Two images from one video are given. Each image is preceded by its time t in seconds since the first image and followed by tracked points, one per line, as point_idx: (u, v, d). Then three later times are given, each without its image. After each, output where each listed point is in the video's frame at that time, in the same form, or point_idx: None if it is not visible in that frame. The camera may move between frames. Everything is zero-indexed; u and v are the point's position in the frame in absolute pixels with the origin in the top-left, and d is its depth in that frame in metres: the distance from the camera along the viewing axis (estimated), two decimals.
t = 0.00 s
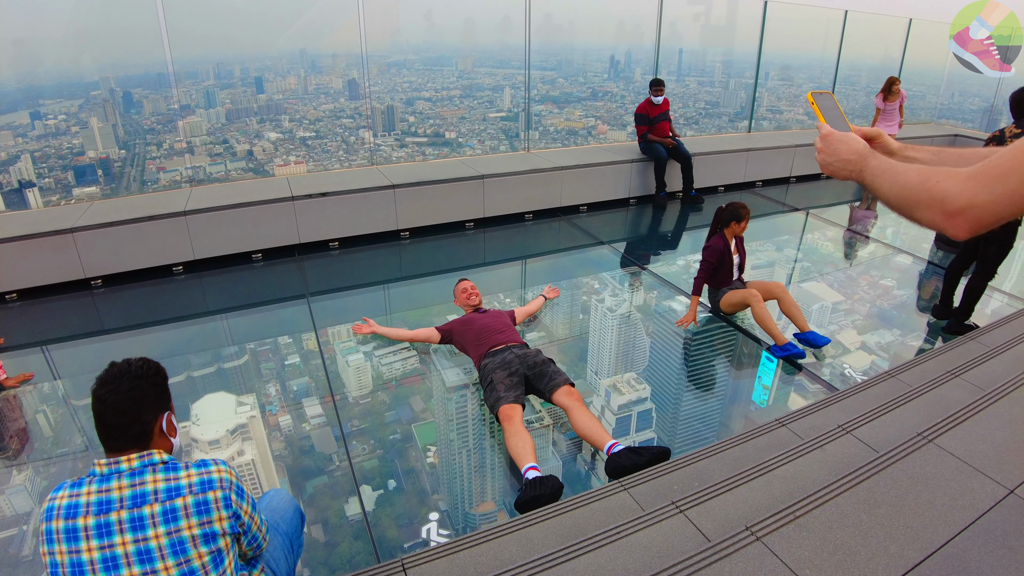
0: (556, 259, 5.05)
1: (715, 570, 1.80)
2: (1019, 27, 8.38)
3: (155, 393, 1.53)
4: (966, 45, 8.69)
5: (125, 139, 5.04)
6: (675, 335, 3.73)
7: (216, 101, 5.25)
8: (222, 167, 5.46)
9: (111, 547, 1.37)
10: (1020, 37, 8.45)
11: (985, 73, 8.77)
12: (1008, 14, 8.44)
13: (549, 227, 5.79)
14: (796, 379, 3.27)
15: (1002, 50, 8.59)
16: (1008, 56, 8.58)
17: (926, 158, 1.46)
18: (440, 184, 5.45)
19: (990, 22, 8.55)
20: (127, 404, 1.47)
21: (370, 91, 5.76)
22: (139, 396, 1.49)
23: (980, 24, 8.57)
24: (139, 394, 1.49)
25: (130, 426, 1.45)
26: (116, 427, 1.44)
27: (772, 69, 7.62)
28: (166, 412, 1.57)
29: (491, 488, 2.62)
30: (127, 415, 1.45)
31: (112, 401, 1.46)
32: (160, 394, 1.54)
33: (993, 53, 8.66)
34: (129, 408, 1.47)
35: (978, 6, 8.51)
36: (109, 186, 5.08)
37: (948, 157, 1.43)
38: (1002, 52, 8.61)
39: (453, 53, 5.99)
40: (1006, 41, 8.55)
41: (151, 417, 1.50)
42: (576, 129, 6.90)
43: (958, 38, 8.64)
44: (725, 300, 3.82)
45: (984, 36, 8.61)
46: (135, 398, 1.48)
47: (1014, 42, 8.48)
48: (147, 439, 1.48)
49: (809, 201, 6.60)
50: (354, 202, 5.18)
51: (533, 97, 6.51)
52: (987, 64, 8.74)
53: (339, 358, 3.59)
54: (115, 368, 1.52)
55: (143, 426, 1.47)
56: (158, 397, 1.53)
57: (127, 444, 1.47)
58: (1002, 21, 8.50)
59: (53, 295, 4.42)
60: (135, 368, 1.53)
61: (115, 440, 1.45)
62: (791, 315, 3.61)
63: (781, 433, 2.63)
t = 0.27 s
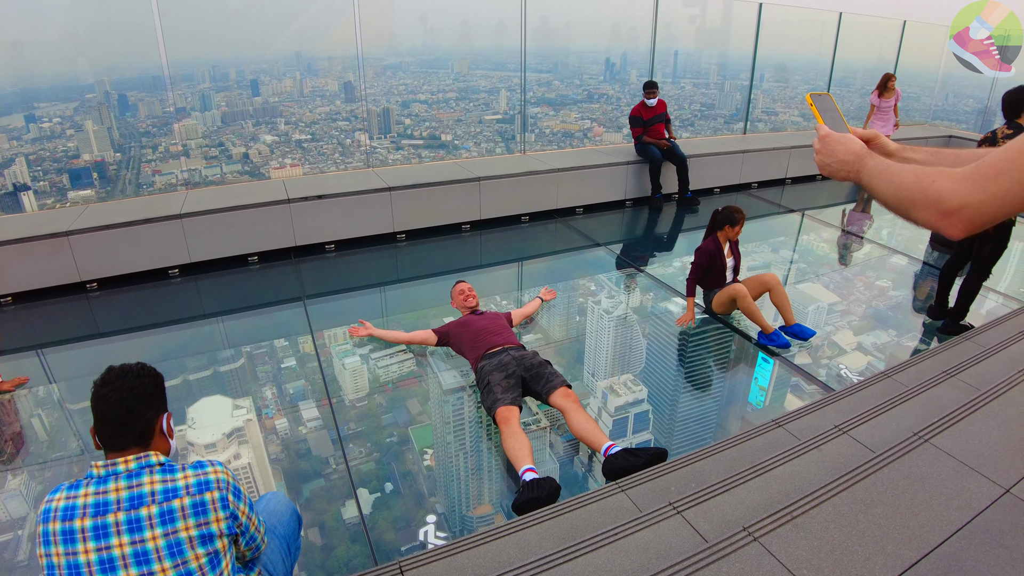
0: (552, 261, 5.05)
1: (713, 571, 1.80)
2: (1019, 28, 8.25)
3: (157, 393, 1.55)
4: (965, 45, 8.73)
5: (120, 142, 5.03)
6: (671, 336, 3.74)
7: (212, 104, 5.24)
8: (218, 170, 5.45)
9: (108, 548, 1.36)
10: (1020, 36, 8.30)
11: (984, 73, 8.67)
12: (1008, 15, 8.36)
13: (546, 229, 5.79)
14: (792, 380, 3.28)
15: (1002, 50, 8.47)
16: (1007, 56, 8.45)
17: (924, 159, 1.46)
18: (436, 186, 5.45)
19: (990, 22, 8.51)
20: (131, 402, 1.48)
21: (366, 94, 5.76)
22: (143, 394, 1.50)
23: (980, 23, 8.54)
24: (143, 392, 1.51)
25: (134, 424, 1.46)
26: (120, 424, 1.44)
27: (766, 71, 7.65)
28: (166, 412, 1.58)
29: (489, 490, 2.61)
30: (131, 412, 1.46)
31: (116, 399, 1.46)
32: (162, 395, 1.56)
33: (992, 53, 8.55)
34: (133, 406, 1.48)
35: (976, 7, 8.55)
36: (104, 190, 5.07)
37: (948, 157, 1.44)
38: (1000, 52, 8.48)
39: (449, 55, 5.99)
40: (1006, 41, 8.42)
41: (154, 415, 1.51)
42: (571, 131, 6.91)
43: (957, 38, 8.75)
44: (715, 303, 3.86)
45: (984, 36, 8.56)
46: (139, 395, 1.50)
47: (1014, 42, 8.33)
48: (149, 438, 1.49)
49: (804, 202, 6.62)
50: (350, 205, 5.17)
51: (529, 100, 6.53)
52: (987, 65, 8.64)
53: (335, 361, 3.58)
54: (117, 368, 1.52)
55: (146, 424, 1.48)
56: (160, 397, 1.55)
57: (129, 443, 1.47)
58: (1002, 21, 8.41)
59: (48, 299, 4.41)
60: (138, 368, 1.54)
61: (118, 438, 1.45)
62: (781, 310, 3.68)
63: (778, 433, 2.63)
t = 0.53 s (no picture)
0: (549, 262, 5.06)
1: (711, 571, 1.80)
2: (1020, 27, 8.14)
3: (156, 394, 1.55)
4: (966, 45, 8.68)
5: (116, 144, 5.02)
6: (668, 337, 3.74)
7: (208, 106, 5.24)
8: (215, 172, 5.44)
9: (105, 549, 1.36)
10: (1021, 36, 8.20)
11: (984, 73, 8.67)
12: (1008, 15, 8.25)
13: (542, 231, 5.80)
14: (789, 380, 3.28)
15: (1003, 50, 8.42)
16: (1008, 56, 8.39)
17: (921, 158, 1.46)
18: (432, 187, 5.45)
19: (990, 22, 8.42)
20: (131, 402, 1.48)
21: (363, 95, 5.76)
22: (143, 395, 1.51)
23: (980, 23, 8.47)
24: (143, 392, 1.51)
25: (133, 423, 1.46)
26: (119, 423, 1.44)
27: (762, 73, 7.68)
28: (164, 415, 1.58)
29: (486, 492, 2.61)
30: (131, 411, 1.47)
31: (116, 398, 1.47)
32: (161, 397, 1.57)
33: (992, 53, 8.52)
34: (132, 405, 1.48)
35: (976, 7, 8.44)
36: (100, 192, 5.05)
37: (945, 157, 1.44)
38: (1001, 52, 8.44)
39: (445, 57, 5.99)
40: (1006, 41, 8.32)
41: (152, 416, 1.51)
42: (568, 132, 6.92)
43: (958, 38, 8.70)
44: (710, 306, 3.88)
45: (984, 36, 8.50)
46: (139, 395, 1.50)
47: (1014, 42, 8.25)
48: (148, 439, 1.48)
49: (800, 203, 6.64)
50: (347, 206, 5.17)
51: (525, 101, 6.54)
52: (987, 64, 8.61)
53: (332, 363, 3.58)
54: (118, 370, 1.53)
55: (145, 423, 1.48)
56: (158, 399, 1.56)
57: (127, 443, 1.46)
58: (1003, 21, 8.31)
59: (44, 301, 4.39)
60: (138, 370, 1.55)
61: (117, 438, 1.44)
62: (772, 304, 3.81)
63: (775, 434, 2.63)
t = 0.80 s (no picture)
0: (546, 263, 5.06)
1: (708, 571, 1.80)
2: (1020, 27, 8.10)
3: (153, 396, 1.55)
4: (966, 45, 8.67)
5: (112, 146, 5.01)
6: (665, 338, 3.75)
7: (205, 108, 5.24)
8: (211, 174, 5.43)
9: (102, 550, 1.35)
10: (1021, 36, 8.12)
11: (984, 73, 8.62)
12: (1007, 15, 8.21)
13: (539, 232, 5.80)
14: (786, 381, 3.29)
15: (1002, 50, 8.34)
16: (1007, 56, 8.32)
17: (921, 159, 1.46)
18: (429, 189, 5.44)
19: (990, 22, 8.41)
20: (129, 404, 1.48)
21: (359, 97, 5.75)
22: (139, 397, 1.50)
23: (980, 23, 8.47)
24: (140, 395, 1.51)
25: (129, 426, 1.46)
26: (114, 425, 1.44)
27: (758, 74, 7.71)
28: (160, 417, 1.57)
29: (484, 493, 2.61)
30: (126, 413, 1.46)
31: (113, 400, 1.46)
32: (157, 399, 1.56)
33: (992, 52, 8.45)
34: (128, 407, 1.47)
35: (976, 6, 8.47)
36: (96, 194, 5.04)
37: (942, 160, 1.45)
38: (1000, 52, 8.36)
39: (441, 58, 5.99)
40: (1006, 41, 8.27)
41: (148, 418, 1.51)
42: (565, 133, 6.92)
43: (957, 39, 8.75)
44: (708, 306, 3.90)
45: (984, 36, 8.48)
46: (135, 397, 1.50)
47: (1014, 42, 8.19)
48: (144, 441, 1.48)
49: (797, 203, 6.65)
50: (343, 208, 5.16)
51: (522, 102, 6.54)
52: (987, 64, 8.55)
53: (330, 365, 3.57)
54: (115, 372, 1.53)
55: (141, 426, 1.48)
56: (154, 400, 1.55)
57: (123, 444, 1.46)
58: (1003, 21, 8.27)
59: (40, 304, 4.38)
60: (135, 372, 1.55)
61: (113, 440, 1.44)
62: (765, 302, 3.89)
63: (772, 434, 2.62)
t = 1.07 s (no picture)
0: (543, 264, 5.06)
1: (706, 572, 1.80)
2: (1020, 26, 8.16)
3: (140, 400, 1.53)
4: (966, 45, 8.69)
5: (108, 148, 5.00)
6: (663, 338, 3.75)
7: (201, 109, 5.22)
8: (208, 175, 5.42)
9: (97, 553, 1.35)
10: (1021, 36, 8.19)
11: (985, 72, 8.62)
12: (1008, 15, 8.25)
13: (537, 233, 5.80)
14: (784, 381, 3.29)
15: (1003, 50, 8.39)
16: (1008, 56, 8.36)
17: (918, 155, 1.45)
18: (426, 190, 5.45)
19: (990, 22, 8.47)
20: (113, 409, 1.47)
21: (356, 98, 5.75)
22: (123, 402, 1.49)
23: (980, 23, 8.52)
24: (122, 400, 1.49)
25: (113, 431, 1.44)
26: (98, 431, 1.43)
27: (754, 74, 7.73)
28: (150, 420, 1.55)
29: (482, 494, 2.61)
30: (109, 420, 1.45)
31: (96, 407, 1.46)
32: (144, 402, 1.54)
33: (992, 52, 8.51)
34: (112, 413, 1.46)
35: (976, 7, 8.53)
36: (93, 196, 5.03)
37: (939, 157, 1.44)
38: (1001, 51, 8.42)
39: (438, 60, 5.99)
40: (1006, 41, 8.33)
41: (133, 423, 1.48)
42: (562, 134, 6.93)
43: (958, 39, 8.72)
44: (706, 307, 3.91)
45: (984, 36, 8.53)
46: (118, 403, 1.48)
47: (1014, 42, 8.24)
48: (130, 445, 1.46)
49: (794, 204, 6.67)
50: (341, 209, 5.16)
51: (519, 103, 6.55)
52: (988, 64, 8.59)
53: (327, 366, 3.57)
54: (103, 378, 1.53)
55: (124, 433, 1.46)
56: (143, 404, 1.54)
57: (109, 449, 1.45)
58: (1002, 21, 8.35)
59: (36, 306, 4.36)
60: (122, 377, 1.54)
61: (99, 445, 1.43)
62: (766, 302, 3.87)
63: (770, 434, 2.62)
